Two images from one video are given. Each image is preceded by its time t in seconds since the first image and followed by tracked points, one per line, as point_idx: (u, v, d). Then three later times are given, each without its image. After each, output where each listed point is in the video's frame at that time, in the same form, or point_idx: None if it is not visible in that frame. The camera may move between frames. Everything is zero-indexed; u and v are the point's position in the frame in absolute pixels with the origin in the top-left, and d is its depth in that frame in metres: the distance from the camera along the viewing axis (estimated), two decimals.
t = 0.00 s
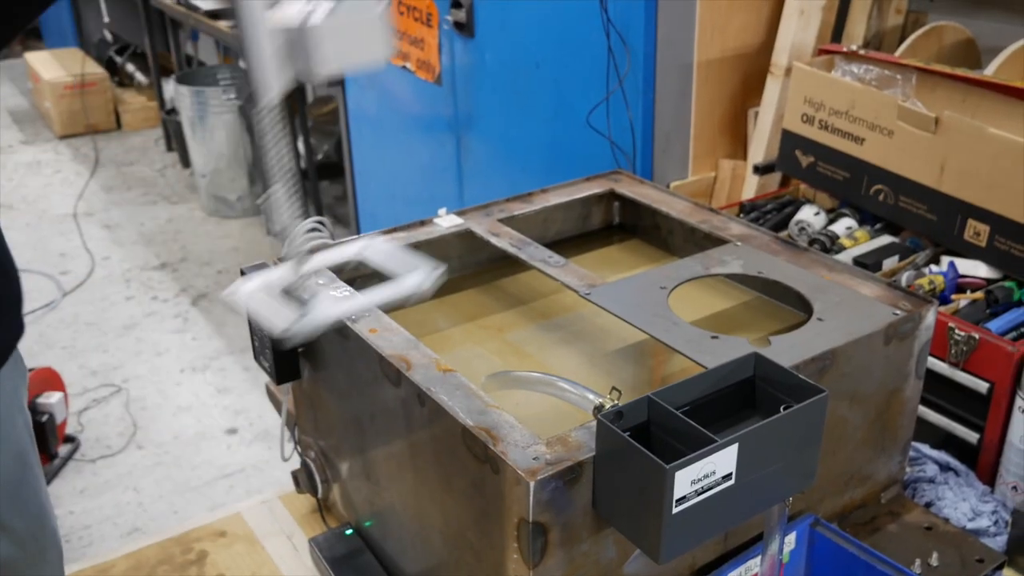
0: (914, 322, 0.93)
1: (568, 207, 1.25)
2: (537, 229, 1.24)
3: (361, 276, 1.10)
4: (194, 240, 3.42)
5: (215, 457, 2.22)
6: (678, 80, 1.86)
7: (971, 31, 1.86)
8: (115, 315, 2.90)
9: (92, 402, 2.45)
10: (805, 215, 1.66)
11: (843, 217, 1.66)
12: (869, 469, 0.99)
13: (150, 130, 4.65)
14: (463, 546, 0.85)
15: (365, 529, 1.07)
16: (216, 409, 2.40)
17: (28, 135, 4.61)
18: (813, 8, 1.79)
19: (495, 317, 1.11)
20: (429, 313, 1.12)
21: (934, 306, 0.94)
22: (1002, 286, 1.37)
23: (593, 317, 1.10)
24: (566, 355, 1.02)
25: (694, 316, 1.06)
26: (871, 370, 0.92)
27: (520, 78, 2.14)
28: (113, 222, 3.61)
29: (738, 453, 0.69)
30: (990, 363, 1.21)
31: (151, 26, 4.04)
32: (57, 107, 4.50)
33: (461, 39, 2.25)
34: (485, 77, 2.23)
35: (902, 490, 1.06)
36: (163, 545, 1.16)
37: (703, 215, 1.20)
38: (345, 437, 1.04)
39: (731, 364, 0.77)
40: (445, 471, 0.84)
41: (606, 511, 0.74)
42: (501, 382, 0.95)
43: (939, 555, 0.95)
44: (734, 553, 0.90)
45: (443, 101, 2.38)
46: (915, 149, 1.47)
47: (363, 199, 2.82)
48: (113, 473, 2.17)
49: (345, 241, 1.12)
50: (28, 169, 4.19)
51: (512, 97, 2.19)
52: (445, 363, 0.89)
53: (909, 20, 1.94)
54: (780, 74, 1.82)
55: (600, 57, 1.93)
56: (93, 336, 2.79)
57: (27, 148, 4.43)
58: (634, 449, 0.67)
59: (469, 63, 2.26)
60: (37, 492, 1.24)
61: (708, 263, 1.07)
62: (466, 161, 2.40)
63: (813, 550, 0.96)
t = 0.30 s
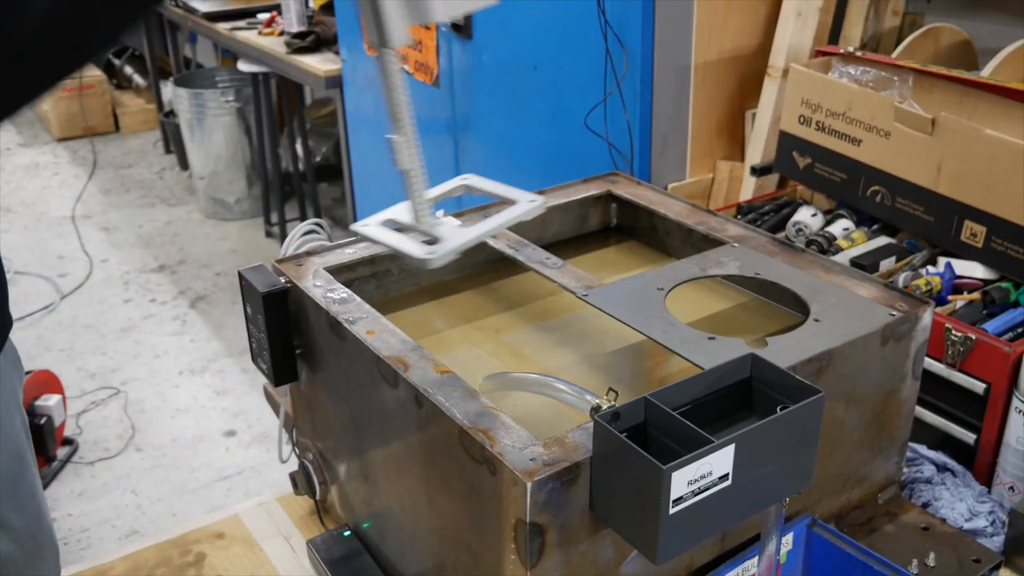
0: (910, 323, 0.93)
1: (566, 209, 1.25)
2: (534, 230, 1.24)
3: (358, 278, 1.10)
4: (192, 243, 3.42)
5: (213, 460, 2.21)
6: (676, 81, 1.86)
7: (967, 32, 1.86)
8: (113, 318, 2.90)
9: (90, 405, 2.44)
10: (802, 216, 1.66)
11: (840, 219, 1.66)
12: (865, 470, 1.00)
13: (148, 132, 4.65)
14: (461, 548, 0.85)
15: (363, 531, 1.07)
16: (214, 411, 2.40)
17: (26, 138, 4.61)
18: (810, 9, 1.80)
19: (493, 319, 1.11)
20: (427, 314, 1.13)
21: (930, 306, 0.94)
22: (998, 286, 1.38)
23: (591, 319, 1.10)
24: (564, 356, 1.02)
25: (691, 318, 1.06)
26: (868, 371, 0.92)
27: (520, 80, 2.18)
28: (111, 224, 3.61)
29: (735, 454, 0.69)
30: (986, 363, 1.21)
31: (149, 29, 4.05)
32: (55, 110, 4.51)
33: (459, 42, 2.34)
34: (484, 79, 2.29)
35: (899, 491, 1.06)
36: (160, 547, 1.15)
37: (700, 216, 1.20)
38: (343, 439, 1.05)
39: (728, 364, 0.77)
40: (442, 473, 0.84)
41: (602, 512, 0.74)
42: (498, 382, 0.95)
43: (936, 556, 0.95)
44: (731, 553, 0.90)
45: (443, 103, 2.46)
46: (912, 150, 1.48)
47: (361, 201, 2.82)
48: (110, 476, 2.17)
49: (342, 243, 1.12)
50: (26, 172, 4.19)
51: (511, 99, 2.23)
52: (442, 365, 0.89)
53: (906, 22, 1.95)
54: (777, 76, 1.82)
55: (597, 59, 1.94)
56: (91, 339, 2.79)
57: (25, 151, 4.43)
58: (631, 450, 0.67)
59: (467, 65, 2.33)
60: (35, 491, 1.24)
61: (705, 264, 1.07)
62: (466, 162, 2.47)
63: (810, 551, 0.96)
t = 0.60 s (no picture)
0: (906, 322, 0.94)
1: (563, 210, 1.26)
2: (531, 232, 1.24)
3: (356, 279, 1.11)
4: (189, 244, 3.42)
5: (211, 462, 2.21)
6: (671, 81, 1.87)
7: (962, 32, 1.87)
8: (110, 320, 2.90)
9: (87, 407, 2.44)
10: (799, 216, 1.66)
11: (837, 219, 1.66)
12: (862, 469, 1.00)
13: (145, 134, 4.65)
14: (459, 548, 0.85)
15: (361, 531, 1.07)
16: (211, 413, 2.40)
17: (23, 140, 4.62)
18: (806, 10, 1.81)
19: (490, 320, 1.12)
20: (424, 315, 1.13)
21: (926, 306, 0.95)
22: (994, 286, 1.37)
23: (589, 319, 1.11)
24: (562, 357, 1.02)
25: (688, 317, 1.06)
26: (864, 371, 0.93)
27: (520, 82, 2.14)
28: (108, 226, 3.61)
29: (732, 453, 0.69)
30: (982, 363, 1.22)
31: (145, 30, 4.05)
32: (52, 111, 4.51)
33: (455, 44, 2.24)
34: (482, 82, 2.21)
35: (895, 490, 1.07)
36: (158, 548, 1.15)
37: (696, 216, 1.20)
38: (341, 440, 1.05)
39: (724, 364, 0.77)
40: (441, 473, 0.84)
41: (600, 512, 0.74)
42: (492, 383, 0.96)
43: (933, 554, 0.95)
44: (729, 553, 0.90)
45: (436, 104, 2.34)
46: (907, 150, 1.48)
47: (359, 203, 2.82)
48: (108, 478, 2.17)
49: (339, 244, 1.12)
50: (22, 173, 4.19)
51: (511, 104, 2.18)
52: (439, 366, 0.89)
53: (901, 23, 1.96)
54: (773, 76, 1.84)
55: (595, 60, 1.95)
56: (89, 341, 2.79)
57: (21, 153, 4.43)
58: (628, 450, 0.68)
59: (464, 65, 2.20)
60: (38, 492, 1.23)
61: (702, 265, 1.08)
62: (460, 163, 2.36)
63: (807, 550, 0.96)
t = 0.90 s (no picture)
0: (905, 322, 0.94)
1: (561, 211, 1.26)
2: (530, 232, 1.24)
3: (355, 279, 1.11)
4: (187, 245, 3.42)
5: (210, 462, 2.21)
6: (669, 82, 1.87)
7: (960, 32, 1.87)
8: (109, 321, 2.89)
9: (87, 408, 2.44)
10: (797, 216, 1.66)
11: (835, 219, 1.66)
12: (861, 469, 1.00)
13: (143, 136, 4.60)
14: (458, 547, 0.85)
15: (361, 532, 1.07)
16: (210, 414, 2.40)
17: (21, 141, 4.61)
18: (805, 10, 1.81)
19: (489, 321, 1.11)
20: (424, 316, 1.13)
21: (925, 305, 0.95)
22: (992, 285, 1.37)
23: (589, 320, 1.11)
24: (560, 358, 1.02)
25: (687, 317, 1.06)
26: (863, 370, 0.93)
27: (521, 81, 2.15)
28: (107, 227, 3.61)
29: (732, 453, 0.69)
30: (981, 362, 1.22)
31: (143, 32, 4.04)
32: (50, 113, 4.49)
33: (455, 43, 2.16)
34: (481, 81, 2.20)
35: (895, 490, 1.07)
36: (158, 548, 1.15)
37: (695, 216, 1.21)
38: (340, 440, 1.05)
39: (724, 364, 0.78)
40: (440, 474, 0.84)
41: (600, 512, 0.74)
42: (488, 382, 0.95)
43: (932, 554, 0.95)
44: (729, 552, 0.90)
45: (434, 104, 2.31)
46: (906, 150, 1.48)
47: (357, 203, 2.82)
48: (107, 479, 2.17)
49: (339, 245, 1.12)
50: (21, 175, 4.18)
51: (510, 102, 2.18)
52: (439, 365, 0.89)
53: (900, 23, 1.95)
54: (772, 76, 1.84)
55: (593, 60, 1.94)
56: (88, 342, 2.78)
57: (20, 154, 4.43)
58: (628, 449, 0.68)
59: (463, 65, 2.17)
60: (48, 492, 1.09)
61: (701, 264, 1.08)
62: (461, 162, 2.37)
63: (807, 550, 0.96)
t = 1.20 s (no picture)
0: (906, 321, 0.94)
1: (562, 209, 1.26)
2: (530, 231, 1.24)
3: (355, 278, 1.11)
4: (187, 245, 3.42)
5: (210, 461, 2.21)
6: (670, 82, 1.87)
7: (960, 31, 1.87)
8: (108, 320, 2.89)
9: (86, 407, 2.44)
10: (798, 215, 1.66)
11: (836, 218, 1.66)
12: (863, 468, 1.00)
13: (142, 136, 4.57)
14: (458, 546, 0.85)
15: (361, 531, 1.07)
16: (210, 413, 2.40)
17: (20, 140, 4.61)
18: (805, 9, 1.81)
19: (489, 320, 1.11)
20: (425, 315, 1.13)
21: (927, 304, 0.94)
22: (994, 284, 1.37)
23: (590, 319, 1.10)
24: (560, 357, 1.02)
25: (688, 316, 1.06)
26: (865, 369, 0.93)
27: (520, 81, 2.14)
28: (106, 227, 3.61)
29: (734, 452, 0.69)
30: (982, 361, 1.21)
31: (142, 31, 4.01)
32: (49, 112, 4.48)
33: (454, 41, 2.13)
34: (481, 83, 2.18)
35: (896, 489, 1.07)
36: (158, 548, 1.15)
37: (696, 215, 1.20)
38: (340, 439, 1.05)
39: (725, 363, 0.77)
40: (441, 472, 0.84)
41: (601, 511, 0.74)
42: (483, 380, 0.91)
43: (934, 553, 0.95)
44: (730, 551, 0.90)
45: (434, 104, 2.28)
46: (907, 149, 1.48)
47: (357, 203, 2.82)
48: (107, 478, 2.17)
49: (339, 243, 1.12)
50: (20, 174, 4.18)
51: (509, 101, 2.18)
52: (440, 364, 0.89)
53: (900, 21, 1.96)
54: (773, 75, 1.84)
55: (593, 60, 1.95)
56: (87, 341, 2.78)
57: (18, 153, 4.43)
58: (630, 448, 0.67)
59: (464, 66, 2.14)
60: (48, 491, 1.09)
61: (702, 263, 1.07)
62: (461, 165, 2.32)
63: (809, 549, 0.96)
